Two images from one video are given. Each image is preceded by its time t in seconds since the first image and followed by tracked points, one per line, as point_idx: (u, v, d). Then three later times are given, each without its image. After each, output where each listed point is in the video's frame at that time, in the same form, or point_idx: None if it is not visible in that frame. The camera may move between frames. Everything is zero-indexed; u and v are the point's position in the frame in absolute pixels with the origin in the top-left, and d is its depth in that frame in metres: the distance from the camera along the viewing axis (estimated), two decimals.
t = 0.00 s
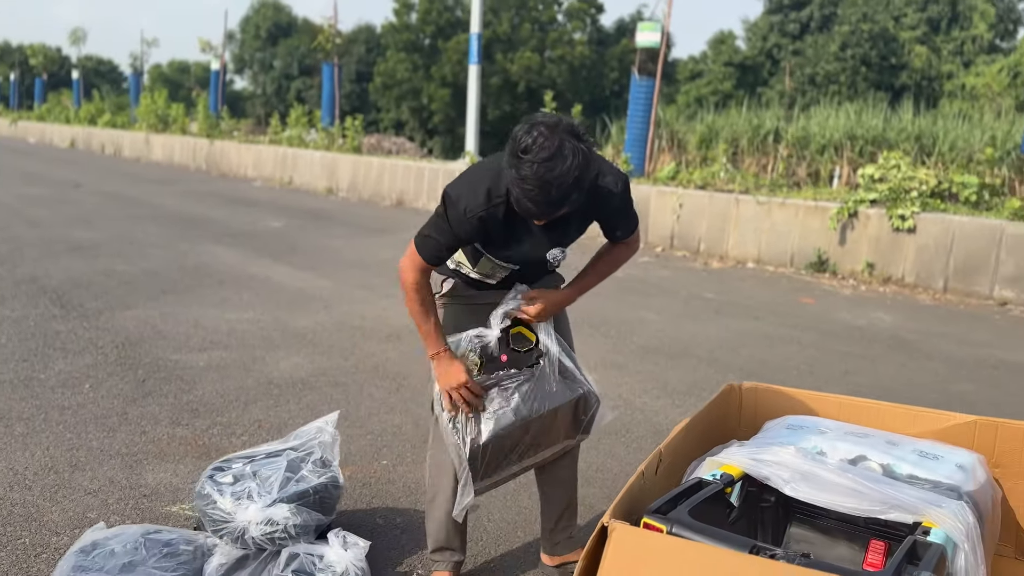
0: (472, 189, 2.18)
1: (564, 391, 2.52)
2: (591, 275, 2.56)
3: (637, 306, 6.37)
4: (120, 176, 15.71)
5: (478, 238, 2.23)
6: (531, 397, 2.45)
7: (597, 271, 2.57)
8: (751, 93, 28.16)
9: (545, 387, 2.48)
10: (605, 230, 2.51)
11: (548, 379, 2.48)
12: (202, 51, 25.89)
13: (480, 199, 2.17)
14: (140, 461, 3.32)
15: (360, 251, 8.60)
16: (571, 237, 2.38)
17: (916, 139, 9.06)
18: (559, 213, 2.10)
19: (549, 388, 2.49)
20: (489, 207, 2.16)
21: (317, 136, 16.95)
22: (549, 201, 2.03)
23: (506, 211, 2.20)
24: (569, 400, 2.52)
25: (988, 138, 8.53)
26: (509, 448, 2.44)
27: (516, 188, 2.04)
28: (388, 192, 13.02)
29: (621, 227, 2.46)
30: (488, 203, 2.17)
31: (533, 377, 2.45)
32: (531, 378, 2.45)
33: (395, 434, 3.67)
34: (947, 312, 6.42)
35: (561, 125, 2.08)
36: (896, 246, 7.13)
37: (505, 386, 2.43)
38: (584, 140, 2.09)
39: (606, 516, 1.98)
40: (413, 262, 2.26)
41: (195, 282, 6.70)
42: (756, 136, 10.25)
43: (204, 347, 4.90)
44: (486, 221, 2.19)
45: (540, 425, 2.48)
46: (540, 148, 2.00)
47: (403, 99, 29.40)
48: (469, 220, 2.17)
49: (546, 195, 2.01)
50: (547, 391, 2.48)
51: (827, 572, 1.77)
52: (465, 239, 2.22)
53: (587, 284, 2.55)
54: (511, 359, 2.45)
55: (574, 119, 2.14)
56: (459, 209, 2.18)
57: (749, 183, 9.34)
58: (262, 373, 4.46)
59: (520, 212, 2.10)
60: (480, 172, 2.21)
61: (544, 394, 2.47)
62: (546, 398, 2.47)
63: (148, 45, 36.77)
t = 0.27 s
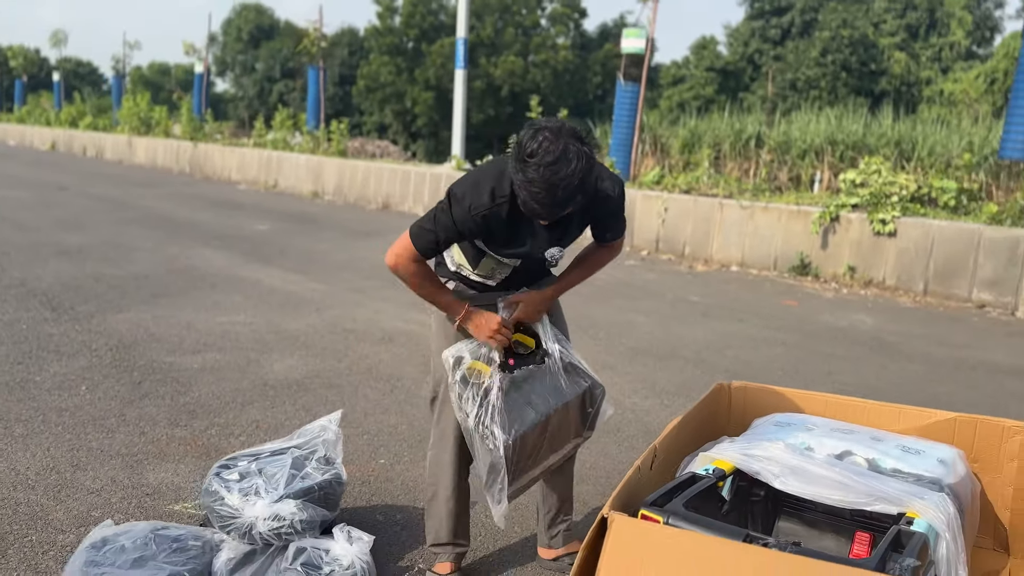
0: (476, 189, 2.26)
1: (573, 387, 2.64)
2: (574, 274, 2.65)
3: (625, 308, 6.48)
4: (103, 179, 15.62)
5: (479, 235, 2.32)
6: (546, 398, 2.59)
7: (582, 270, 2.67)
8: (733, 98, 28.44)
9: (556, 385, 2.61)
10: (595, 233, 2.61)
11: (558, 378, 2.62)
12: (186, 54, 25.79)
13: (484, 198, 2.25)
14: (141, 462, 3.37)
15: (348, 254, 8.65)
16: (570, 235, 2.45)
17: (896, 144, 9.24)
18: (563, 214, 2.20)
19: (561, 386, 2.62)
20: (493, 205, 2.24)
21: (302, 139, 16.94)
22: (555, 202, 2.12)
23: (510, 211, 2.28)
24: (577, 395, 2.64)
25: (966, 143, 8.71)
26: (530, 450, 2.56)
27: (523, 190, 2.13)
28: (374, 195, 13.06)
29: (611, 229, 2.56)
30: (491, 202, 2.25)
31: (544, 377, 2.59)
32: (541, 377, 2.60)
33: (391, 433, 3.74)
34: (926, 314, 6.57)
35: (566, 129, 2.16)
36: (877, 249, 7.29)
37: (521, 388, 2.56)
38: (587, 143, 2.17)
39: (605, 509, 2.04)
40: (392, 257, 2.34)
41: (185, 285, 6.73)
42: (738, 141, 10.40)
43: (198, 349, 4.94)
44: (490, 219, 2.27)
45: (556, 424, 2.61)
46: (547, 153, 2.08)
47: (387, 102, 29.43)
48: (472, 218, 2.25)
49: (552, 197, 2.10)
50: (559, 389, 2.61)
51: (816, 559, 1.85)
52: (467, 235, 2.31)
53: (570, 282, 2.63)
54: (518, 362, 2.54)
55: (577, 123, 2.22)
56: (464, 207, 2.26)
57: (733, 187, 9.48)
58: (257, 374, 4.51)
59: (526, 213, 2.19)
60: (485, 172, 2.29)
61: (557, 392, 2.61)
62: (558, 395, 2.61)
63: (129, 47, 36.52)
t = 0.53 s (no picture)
0: (483, 193, 2.35)
1: (569, 393, 2.71)
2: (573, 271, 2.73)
3: (614, 309, 6.57)
4: (87, 182, 15.55)
5: (490, 237, 2.40)
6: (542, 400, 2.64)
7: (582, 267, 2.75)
8: (716, 102, 28.70)
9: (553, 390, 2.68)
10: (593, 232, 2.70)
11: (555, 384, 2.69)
12: (171, 57, 25.69)
13: (492, 200, 2.34)
14: (143, 460, 3.42)
15: (337, 257, 8.69)
16: (571, 231, 2.55)
17: (877, 148, 9.42)
18: (566, 204, 2.27)
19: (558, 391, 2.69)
20: (501, 205, 2.33)
21: (288, 142, 16.93)
22: (558, 190, 2.20)
23: (516, 210, 2.37)
24: (573, 401, 2.71)
25: (946, 147, 8.89)
26: (523, 450, 2.59)
27: (527, 180, 2.21)
28: (361, 198, 13.10)
29: (609, 227, 2.66)
30: (499, 202, 2.34)
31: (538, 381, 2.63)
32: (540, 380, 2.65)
33: (388, 431, 3.80)
34: (908, 314, 6.71)
35: (564, 120, 2.25)
36: (860, 251, 7.43)
37: (518, 392, 2.61)
38: (587, 135, 2.26)
39: (604, 498, 2.11)
40: (422, 287, 2.42)
41: (176, 287, 6.76)
42: (722, 144, 10.54)
43: (193, 350, 4.98)
44: (500, 218, 2.35)
45: (550, 427, 2.66)
46: (547, 141, 2.17)
47: (372, 105, 29.45)
48: (484, 219, 2.33)
49: (555, 184, 2.18)
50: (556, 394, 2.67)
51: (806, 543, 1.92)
52: (478, 239, 2.38)
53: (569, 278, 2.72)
54: (519, 364, 2.61)
55: (576, 118, 2.31)
56: (473, 210, 2.34)
57: (718, 190, 9.62)
58: (253, 374, 4.56)
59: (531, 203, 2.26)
60: (490, 174, 2.39)
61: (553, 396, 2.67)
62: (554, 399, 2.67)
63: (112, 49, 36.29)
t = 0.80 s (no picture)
0: (475, 196, 2.40)
1: (561, 401, 2.74)
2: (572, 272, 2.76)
3: (601, 310, 6.61)
4: (72, 184, 15.45)
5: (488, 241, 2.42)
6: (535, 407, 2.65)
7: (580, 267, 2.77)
8: (703, 105, 28.84)
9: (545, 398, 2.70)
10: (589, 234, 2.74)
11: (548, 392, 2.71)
12: (157, 58, 25.56)
13: (486, 203, 2.37)
14: (132, 460, 3.43)
15: (325, 258, 8.69)
16: (562, 233, 2.60)
17: (862, 151, 9.51)
18: (547, 200, 2.27)
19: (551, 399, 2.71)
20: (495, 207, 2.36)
21: (275, 144, 16.88)
22: (542, 183, 2.21)
23: (509, 212, 2.39)
24: (565, 408, 2.74)
25: (929, 150, 8.99)
26: (513, 457, 2.60)
27: (509, 172, 2.23)
28: (349, 200, 13.09)
29: (604, 228, 2.69)
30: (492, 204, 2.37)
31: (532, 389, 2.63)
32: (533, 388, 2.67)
33: (378, 431, 3.82)
34: (893, 315, 6.79)
35: (548, 118, 2.29)
36: (845, 252, 7.51)
37: (512, 398, 2.61)
38: (574, 136, 2.29)
39: (592, 494, 2.14)
40: (434, 303, 2.41)
41: (164, 289, 6.74)
42: (709, 147, 10.62)
43: (181, 351, 4.98)
44: (495, 221, 2.37)
45: (541, 432, 2.68)
46: (529, 135, 2.21)
47: (359, 108, 29.41)
48: (480, 222, 2.35)
49: (535, 176, 2.19)
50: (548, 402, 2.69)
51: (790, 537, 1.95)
52: (476, 246, 2.38)
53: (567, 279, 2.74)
54: (515, 371, 2.61)
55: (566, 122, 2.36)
56: (468, 213, 2.37)
57: (705, 192, 9.68)
58: (242, 375, 4.57)
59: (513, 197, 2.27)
60: (482, 178, 2.43)
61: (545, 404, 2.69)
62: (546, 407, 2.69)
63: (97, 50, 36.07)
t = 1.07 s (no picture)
0: (458, 197, 2.39)
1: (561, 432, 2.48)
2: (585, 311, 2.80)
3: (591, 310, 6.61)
4: (59, 185, 15.35)
5: (468, 241, 2.43)
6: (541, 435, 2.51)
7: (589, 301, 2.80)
8: (692, 105, 28.91)
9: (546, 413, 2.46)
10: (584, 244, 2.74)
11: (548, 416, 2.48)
12: (145, 59, 25.41)
13: (468, 205, 2.38)
14: (119, 462, 3.41)
15: (314, 259, 8.65)
16: (551, 236, 2.60)
17: (850, 150, 9.55)
18: (540, 201, 2.27)
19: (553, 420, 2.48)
20: (476, 210, 2.36)
21: (264, 144, 16.81)
22: (533, 185, 2.21)
23: (492, 214, 2.40)
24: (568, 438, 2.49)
25: (917, 150, 9.04)
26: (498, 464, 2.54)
27: (499, 176, 2.23)
28: (339, 201, 13.04)
29: (597, 237, 2.69)
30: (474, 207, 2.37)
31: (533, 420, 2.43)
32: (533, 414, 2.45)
33: (366, 431, 3.80)
34: (881, 313, 6.82)
35: (536, 118, 2.29)
36: (833, 252, 7.54)
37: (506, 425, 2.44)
38: (561, 134, 2.29)
39: (580, 494, 2.13)
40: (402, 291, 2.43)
41: (151, 290, 6.70)
42: (698, 147, 10.64)
43: (169, 353, 4.95)
44: (474, 223, 2.38)
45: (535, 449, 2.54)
46: (519, 136, 2.21)
47: (348, 108, 29.38)
48: (459, 224, 2.36)
49: (527, 179, 2.20)
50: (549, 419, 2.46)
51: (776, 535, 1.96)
52: (457, 244, 2.40)
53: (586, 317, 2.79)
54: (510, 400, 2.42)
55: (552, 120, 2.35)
56: (449, 214, 2.37)
57: (694, 192, 9.70)
58: (230, 376, 4.54)
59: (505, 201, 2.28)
60: (465, 179, 2.42)
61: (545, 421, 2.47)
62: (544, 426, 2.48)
63: (85, 51, 35.88)
